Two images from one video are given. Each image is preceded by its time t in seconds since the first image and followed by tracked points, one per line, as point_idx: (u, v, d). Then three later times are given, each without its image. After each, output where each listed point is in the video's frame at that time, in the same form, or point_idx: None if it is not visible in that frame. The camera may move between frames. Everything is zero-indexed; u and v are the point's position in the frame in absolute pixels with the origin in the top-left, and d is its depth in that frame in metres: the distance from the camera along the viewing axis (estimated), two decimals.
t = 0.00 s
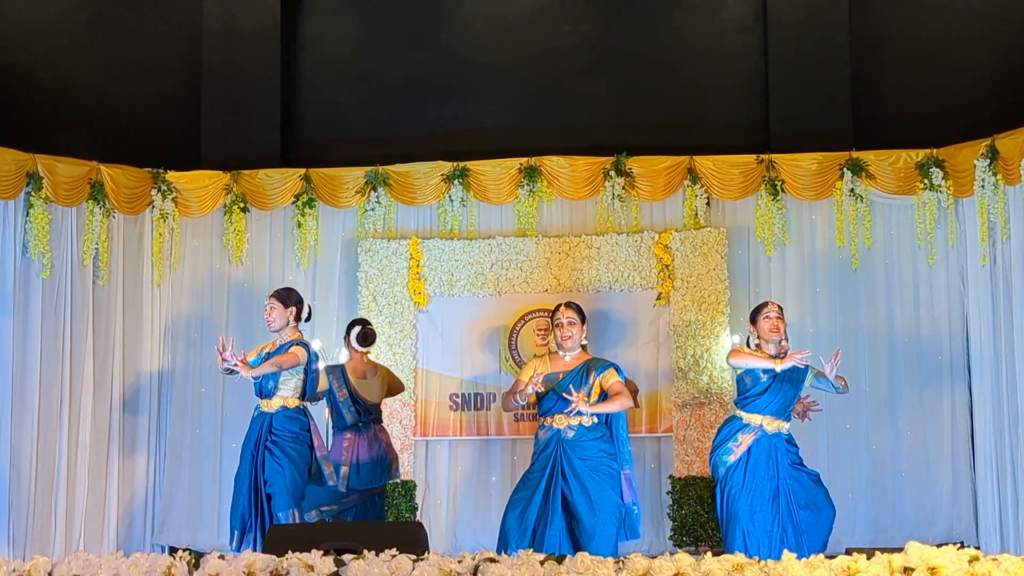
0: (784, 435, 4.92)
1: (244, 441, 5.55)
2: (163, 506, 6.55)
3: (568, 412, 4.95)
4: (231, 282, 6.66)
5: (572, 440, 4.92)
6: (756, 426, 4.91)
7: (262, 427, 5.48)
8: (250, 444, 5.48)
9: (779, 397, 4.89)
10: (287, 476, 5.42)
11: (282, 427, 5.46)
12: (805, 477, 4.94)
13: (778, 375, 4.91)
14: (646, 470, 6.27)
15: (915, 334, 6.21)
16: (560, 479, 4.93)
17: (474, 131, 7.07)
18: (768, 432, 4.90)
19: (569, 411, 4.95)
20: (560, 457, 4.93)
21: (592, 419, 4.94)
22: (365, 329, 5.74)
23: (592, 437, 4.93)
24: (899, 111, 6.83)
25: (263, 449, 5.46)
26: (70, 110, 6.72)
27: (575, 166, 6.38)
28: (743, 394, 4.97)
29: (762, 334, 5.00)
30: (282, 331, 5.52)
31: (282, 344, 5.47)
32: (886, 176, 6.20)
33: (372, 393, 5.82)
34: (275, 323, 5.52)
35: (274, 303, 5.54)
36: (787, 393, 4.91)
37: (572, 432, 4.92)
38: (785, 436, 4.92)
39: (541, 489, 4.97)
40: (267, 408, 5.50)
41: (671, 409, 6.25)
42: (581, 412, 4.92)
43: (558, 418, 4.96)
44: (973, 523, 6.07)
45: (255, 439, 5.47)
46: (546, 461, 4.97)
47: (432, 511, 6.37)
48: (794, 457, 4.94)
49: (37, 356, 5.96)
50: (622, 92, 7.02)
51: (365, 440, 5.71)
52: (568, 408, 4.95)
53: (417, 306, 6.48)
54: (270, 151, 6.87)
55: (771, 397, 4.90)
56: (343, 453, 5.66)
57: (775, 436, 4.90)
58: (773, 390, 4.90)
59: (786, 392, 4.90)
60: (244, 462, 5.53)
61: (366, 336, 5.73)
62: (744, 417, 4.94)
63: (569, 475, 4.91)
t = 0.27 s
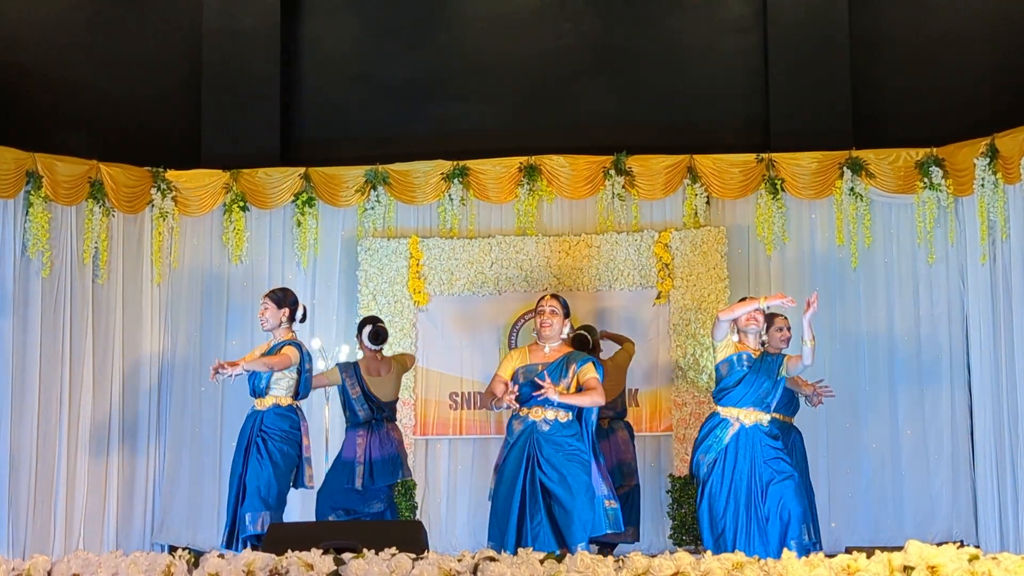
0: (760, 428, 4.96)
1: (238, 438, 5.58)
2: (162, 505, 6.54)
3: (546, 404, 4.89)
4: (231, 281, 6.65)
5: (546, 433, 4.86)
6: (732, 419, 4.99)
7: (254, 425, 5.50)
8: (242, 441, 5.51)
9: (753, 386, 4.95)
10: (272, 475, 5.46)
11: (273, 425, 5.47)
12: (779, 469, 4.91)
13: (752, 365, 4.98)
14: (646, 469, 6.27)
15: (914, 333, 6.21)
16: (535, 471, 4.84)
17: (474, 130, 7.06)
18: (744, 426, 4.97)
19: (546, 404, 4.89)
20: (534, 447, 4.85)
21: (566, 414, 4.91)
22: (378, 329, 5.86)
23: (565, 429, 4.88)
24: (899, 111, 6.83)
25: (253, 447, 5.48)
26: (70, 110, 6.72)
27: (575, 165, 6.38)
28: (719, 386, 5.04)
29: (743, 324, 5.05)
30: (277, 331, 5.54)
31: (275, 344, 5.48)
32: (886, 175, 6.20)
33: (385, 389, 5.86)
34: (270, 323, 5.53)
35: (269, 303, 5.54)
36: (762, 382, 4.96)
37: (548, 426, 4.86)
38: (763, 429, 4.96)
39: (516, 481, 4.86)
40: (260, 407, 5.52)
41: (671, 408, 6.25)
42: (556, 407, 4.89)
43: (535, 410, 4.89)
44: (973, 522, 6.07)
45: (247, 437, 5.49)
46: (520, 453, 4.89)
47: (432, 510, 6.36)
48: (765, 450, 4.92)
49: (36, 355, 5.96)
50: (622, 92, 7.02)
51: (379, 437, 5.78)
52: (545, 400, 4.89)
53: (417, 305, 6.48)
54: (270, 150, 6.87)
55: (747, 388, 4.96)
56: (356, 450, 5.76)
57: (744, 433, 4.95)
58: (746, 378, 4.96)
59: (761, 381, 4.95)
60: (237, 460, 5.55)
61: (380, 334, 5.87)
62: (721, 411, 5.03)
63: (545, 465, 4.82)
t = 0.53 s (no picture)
0: (754, 425, 5.14)
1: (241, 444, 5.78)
2: (161, 506, 6.53)
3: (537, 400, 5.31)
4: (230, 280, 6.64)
5: (540, 433, 5.30)
6: (727, 418, 5.16)
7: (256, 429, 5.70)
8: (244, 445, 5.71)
9: (743, 380, 5.11)
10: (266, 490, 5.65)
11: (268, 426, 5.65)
12: (771, 469, 5.12)
13: (739, 361, 5.14)
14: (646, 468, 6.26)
15: (914, 332, 6.20)
16: (525, 474, 5.32)
17: (474, 130, 7.06)
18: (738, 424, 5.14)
19: (539, 404, 5.31)
20: (526, 453, 5.31)
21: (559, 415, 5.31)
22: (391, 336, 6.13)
23: (558, 434, 5.29)
24: (899, 111, 6.83)
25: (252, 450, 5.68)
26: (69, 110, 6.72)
27: (574, 164, 6.39)
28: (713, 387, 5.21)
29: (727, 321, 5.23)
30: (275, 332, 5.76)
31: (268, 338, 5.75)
32: (886, 175, 6.21)
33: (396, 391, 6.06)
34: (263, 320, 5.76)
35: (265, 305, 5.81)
36: (751, 374, 5.11)
37: (542, 425, 5.29)
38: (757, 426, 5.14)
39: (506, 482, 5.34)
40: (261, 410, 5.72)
41: (671, 408, 6.24)
42: (549, 407, 5.30)
43: (528, 410, 5.32)
44: (973, 522, 6.06)
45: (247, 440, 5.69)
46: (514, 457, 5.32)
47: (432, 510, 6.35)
48: (762, 449, 5.12)
49: (36, 355, 5.96)
50: (622, 92, 7.02)
51: (377, 437, 6.01)
52: (538, 400, 5.31)
53: (417, 304, 6.47)
54: (269, 150, 6.87)
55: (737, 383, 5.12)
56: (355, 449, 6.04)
57: (737, 431, 5.14)
58: (735, 376, 5.12)
59: (750, 374, 5.11)
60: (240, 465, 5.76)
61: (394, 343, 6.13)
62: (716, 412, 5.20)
63: (535, 469, 5.30)
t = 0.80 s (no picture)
0: (740, 435, 5.02)
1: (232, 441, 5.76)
2: (160, 506, 6.52)
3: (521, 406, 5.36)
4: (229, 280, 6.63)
5: (524, 438, 5.34)
6: (713, 426, 5.03)
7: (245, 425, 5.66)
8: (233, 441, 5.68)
9: (730, 389, 4.98)
10: (253, 480, 5.57)
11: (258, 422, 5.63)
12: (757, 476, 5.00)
13: (725, 369, 5.01)
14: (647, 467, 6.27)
15: (913, 332, 6.20)
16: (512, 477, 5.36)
17: (473, 130, 7.06)
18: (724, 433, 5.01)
19: (522, 410, 5.37)
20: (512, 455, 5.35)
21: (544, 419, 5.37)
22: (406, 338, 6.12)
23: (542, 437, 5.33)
24: (898, 111, 6.83)
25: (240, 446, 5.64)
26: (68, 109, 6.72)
27: (573, 164, 6.39)
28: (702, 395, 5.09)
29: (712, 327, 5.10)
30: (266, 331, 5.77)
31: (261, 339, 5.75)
32: (885, 174, 6.22)
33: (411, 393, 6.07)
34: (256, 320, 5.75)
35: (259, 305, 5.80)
36: (739, 383, 4.98)
37: (525, 430, 5.34)
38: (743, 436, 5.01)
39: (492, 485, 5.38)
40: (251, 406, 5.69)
41: (671, 408, 6.25)
42: (533, 411, 5.36)
43: (512, 415, 5.37)
44: (972, 522, 6.06)
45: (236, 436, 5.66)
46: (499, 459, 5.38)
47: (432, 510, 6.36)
48: (745, 458, 4.99)
49: (34, 355, 5.96)
50: (621, 91, 7.01)
51: (389, 437, 6.00)
52: (520, 405, 5.36)
53: (416, 304, 6.46)
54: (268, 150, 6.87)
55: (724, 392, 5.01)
56: (366, 448, 6.01)
57: (720, 440, 5.01)
58: (722, 385, 4.99)
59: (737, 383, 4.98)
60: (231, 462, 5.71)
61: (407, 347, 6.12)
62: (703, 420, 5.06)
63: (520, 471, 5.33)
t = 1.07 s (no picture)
0: (703, 441, 4.79)
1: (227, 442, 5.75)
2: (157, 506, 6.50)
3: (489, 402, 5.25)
4: (225, 279, 6.62)
5: (489, 432, 5.20)
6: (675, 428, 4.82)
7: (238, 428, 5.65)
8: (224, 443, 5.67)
9: (699, 397, 4.79)
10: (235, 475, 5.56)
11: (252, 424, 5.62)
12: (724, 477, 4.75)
13: (697, 377, 4.81)
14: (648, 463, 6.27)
15: (909, 332, 6.21)
16: (479, 471, 5.18)
17: (470, 129, 7.06)
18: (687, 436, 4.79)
19: (488, 404, 5.24)
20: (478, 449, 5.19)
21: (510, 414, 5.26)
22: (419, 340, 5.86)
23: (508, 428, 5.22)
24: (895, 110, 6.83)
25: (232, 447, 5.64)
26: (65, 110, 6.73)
27: (570, 164, 6.40)
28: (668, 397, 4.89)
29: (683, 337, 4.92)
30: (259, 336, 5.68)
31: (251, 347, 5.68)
32: (881, 174, 6.23)
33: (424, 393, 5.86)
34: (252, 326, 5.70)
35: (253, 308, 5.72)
36: (708, 395, 4.79)
37: (491, 425, 5.21)
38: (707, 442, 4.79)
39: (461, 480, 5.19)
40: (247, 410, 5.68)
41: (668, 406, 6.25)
42: (498, 405, 5.24)
43: (478, 409, 5.25)
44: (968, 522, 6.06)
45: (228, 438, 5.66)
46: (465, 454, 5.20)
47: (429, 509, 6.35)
48: (706, 461, 4.75)
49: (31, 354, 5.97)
50: (618, 90, 7.01)
51: (410, 438, 5.84)
52: (486, 400, 5.24)
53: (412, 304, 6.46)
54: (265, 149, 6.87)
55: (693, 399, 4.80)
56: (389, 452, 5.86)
57: (679, 444, 4.79)
58: (691, 392, 4.80)
59: (708, 392, 4.79)
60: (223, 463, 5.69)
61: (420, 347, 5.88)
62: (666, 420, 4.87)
63: (489, 464, 5.17)
